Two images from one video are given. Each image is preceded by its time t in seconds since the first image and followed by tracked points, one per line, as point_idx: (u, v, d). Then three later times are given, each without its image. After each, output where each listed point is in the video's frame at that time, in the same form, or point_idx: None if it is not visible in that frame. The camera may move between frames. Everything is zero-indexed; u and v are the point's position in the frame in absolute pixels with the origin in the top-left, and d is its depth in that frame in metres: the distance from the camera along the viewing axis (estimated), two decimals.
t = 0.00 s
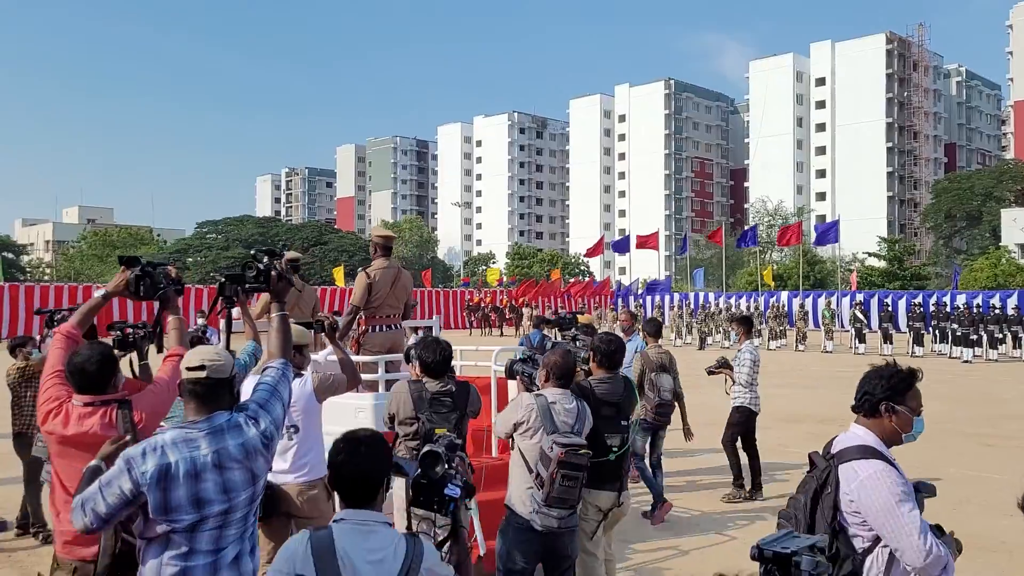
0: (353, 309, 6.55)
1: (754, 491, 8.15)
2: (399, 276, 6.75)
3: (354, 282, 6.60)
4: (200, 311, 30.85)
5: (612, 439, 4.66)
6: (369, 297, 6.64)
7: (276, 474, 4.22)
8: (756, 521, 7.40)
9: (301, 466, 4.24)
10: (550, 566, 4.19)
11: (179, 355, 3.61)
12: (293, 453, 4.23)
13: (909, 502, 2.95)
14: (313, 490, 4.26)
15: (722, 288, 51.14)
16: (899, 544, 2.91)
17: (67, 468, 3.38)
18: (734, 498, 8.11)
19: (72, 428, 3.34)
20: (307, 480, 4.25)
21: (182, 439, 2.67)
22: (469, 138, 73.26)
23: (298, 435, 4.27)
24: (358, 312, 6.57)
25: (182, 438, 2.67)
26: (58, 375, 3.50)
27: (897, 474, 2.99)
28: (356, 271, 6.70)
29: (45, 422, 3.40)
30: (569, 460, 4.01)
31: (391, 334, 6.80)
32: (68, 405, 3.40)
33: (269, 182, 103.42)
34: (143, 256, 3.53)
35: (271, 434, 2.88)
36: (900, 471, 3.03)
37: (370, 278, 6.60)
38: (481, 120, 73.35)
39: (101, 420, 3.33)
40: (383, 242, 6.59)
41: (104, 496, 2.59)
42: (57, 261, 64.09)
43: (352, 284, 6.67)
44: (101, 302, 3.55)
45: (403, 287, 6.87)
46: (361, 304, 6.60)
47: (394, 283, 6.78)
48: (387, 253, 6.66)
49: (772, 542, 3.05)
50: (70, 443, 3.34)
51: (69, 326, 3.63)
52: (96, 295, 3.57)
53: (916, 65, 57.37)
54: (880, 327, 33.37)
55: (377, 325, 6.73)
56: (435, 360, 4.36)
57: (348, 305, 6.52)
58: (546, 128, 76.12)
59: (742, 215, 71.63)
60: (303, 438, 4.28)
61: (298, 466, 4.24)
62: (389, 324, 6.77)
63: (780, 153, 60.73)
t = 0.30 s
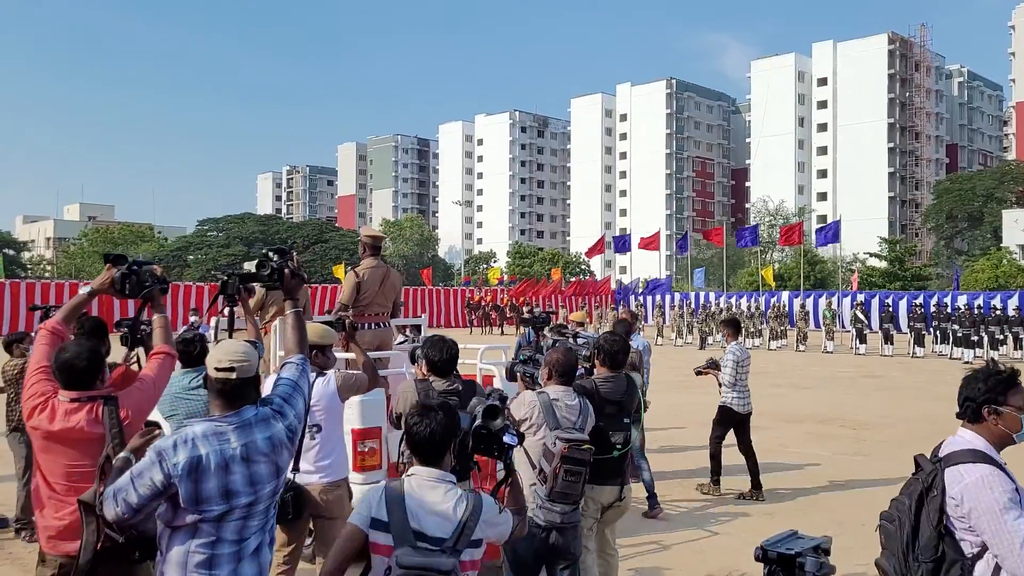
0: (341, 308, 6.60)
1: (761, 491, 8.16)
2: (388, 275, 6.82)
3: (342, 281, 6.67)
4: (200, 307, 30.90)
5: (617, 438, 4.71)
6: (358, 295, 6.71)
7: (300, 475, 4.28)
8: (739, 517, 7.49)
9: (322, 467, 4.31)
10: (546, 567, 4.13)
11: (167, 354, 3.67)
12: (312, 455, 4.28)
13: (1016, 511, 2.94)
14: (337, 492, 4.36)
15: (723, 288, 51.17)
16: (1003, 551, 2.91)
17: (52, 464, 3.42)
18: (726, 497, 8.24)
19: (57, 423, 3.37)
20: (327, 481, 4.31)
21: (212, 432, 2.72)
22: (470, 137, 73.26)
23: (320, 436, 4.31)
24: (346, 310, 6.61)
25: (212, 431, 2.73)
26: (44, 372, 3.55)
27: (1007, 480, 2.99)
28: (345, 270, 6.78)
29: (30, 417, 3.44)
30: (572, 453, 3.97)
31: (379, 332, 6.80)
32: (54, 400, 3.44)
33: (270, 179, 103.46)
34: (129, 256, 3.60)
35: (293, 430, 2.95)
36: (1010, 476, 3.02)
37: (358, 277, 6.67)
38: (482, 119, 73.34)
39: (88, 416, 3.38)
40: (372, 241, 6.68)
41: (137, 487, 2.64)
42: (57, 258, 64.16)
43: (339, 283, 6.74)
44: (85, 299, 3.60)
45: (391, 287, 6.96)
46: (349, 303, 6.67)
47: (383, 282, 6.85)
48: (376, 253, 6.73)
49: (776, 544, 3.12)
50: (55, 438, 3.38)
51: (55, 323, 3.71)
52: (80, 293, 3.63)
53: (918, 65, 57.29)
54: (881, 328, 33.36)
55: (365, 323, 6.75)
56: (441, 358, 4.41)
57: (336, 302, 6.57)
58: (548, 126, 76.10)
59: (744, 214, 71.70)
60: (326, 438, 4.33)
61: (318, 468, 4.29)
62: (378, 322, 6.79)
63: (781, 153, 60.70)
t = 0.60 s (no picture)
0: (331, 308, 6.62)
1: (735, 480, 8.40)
2: (377, 276, 6.85)
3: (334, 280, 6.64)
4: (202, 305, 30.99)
5: (619, 434, 4.74)
6: (348, 295, 6.73)
7: (314, 480, 4.22)
8: (721, 513, 7.66)
9: (339, 469, 4.24)
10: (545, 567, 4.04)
11: (169, 351, 3.68)
12: (328, 459, 4.22)
13: None
14: (351, 495, 4.26)
15: (725, 288, 51.18)
16: None
17: (60, 463, 3.43)
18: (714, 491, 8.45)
19: (64, 423, 3.38)
20: (345, 486, 4.25)
21: (230, 432, 2.75)
22: (472, 136, 73.33)
23: (336, 440, 4.25)
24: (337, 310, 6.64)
25: (231, 430, 2.76)
26: (48, 374, 3.55)
27: None
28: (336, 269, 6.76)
29: (37, 419, 3.44)
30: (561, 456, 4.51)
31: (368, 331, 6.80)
32: (59, 401, 3.44)
33: (272, 178, 103.59)
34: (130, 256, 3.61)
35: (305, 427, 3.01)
36: None
37: (350, 277, 6.67)
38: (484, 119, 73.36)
39: (95, 415, 3.39)
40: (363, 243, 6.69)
41: (159, 486, 2.65)
42: (59, 257, 64.33)
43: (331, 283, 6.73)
44: (87, 299, 3.61)
45: (380, 287, 6.99)
46: (340, 302, 6.68)
47: (372, 283, 6.88)
48: (367, 253, 6.76)
49: (782, 546, 3.15)
50: (62, 439, 3.39)
51: (56, 324, 3.66)
52: (82, 294, 3.63)
53: (921, 65, 57.27)
54: (884, 328, 33.34)
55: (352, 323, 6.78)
56: (448, 359, 4.43)
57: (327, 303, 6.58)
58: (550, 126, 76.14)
59: (746, 214, 71.76)
60: (342, 441, 4.26)
61: (333, 474, 4.23)
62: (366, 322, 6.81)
63: (783, 153, 60.78)
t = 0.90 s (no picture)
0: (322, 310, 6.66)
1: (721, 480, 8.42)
2: (367, 278, 6.87)
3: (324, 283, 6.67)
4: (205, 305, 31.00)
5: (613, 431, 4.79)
6: (338, 296, 6.76)
7: (326, 486, 4.18)
8: (709, 512, 7.79)
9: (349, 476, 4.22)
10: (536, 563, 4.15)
11: (177, 354, 3.77)
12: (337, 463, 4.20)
13: None
14: (364, 502, 4.26)
15: (728, 289, 51.12)
16: None
17: (69, 462, 3.44)
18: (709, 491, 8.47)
19: (76, 423, 3.39)
20: (358, 492, 4.23)
21: (243, 435, 2.77)
22: (475, 137, 73.41)
23: (348, 444, 4.25)
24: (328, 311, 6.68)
25: (244, 433, 2.78)
26: (56, 374, 3.57)
27: None
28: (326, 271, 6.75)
29: (47, 419, 3.43)
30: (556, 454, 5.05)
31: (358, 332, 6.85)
32: (69, 401, 3.45)
33: (275, 178, 103.75)
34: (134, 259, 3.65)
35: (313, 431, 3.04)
36: None
37: (340, 279, 6.69)
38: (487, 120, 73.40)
39: (105, 414, 3.39)
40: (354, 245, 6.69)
41: (176, 492, 2.65)
42: (63, 257, 64.45)
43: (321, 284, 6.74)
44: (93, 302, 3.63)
45: (371, 287, 7.00)
46: (330, 304, 6.73)
47: (362, 285, 6.89)
48: (357, 255, 6.76)
49: (790, 547, 3.16)
50: (73, 439, 3.39)
51: (63, 326, 3.70)
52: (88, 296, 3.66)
53: (924, 67, 57.26)
54: (887, 330, 33.27)
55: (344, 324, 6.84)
56: (454, 360, 4.47)
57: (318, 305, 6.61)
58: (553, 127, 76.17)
59: (749, 216, 71.78)
60: (354, 446, 4.26)
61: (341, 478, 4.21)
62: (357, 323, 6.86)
63: (786, 155, 60.83)
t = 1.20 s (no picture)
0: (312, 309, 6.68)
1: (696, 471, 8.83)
2: (359, 277, 6.85)
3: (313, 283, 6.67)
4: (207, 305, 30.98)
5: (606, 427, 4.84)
6: (329, 295, 6.77)
7: (338, 483, 4.17)
8: (694, 508, 7.90)
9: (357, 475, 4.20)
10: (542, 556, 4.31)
11: (181, 353, 3.74)
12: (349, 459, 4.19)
13: None
14: (375, 500, 4.26)
15: (731, 291, 51.10)
16: None
17: (67, 457, 3.43)
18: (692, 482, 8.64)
19: (78, 418, 3.40)
20: (369, 487, 4.23)
21: (250, 431, 2.77)
22: (478, 138, 73.48)
23: (359, 440, 4.23)
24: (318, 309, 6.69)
25: (251, 429, 2.77)
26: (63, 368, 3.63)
27: None
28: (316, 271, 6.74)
29: (52, 413, 3.46)
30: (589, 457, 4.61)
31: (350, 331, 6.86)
32: (72, 396, 3.49)
33: (278, 179, 103.92)
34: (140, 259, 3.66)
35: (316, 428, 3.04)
36: None
37: (330, 278, 6.67)
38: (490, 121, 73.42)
39: (108, 410, 3.41)
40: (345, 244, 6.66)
41: (187, 489, 2.64)
42: (67, 257, 64.53)
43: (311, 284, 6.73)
44: (96, 302, 3.65)
45: (362, 286, 6.99)
46: (321, 302, 6.74)
47: (354, 283, 6.87)
48: (349, 254, 6.73)
49: (792, 538, 3.15)
50: (76, 433, 3.40)
51: (64, 323, 3.75)
52: (90, 296, 3.68)
53: (928, 70, 57.13)
54: (891, 333, 33.20)
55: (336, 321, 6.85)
56: (455, 359, 4.48)
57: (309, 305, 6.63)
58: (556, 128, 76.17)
59: (752, 218, 71.79)
60: (364, 442, 4.25)
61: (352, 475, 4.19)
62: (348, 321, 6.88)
63: (789, 157, 60.81)
